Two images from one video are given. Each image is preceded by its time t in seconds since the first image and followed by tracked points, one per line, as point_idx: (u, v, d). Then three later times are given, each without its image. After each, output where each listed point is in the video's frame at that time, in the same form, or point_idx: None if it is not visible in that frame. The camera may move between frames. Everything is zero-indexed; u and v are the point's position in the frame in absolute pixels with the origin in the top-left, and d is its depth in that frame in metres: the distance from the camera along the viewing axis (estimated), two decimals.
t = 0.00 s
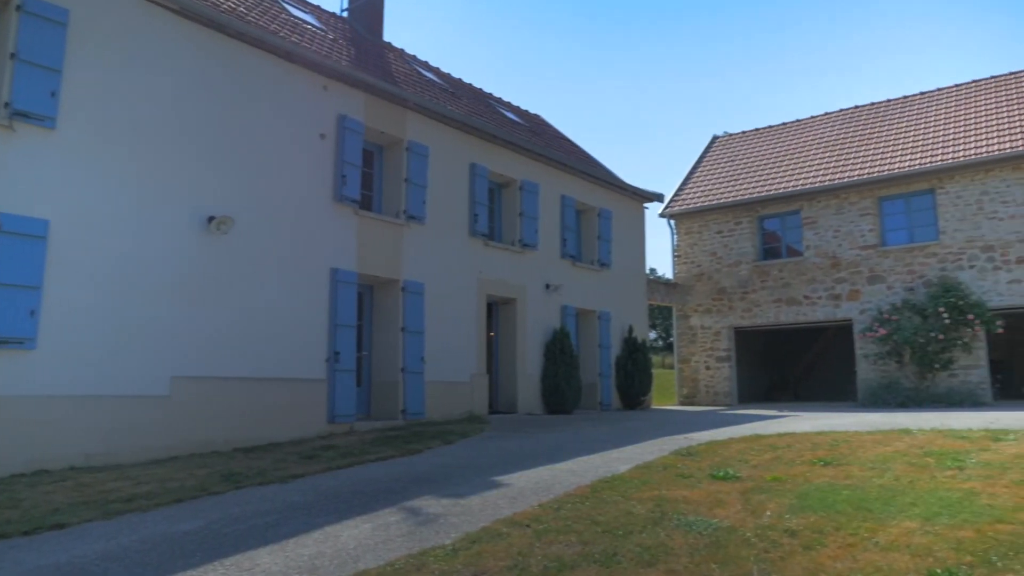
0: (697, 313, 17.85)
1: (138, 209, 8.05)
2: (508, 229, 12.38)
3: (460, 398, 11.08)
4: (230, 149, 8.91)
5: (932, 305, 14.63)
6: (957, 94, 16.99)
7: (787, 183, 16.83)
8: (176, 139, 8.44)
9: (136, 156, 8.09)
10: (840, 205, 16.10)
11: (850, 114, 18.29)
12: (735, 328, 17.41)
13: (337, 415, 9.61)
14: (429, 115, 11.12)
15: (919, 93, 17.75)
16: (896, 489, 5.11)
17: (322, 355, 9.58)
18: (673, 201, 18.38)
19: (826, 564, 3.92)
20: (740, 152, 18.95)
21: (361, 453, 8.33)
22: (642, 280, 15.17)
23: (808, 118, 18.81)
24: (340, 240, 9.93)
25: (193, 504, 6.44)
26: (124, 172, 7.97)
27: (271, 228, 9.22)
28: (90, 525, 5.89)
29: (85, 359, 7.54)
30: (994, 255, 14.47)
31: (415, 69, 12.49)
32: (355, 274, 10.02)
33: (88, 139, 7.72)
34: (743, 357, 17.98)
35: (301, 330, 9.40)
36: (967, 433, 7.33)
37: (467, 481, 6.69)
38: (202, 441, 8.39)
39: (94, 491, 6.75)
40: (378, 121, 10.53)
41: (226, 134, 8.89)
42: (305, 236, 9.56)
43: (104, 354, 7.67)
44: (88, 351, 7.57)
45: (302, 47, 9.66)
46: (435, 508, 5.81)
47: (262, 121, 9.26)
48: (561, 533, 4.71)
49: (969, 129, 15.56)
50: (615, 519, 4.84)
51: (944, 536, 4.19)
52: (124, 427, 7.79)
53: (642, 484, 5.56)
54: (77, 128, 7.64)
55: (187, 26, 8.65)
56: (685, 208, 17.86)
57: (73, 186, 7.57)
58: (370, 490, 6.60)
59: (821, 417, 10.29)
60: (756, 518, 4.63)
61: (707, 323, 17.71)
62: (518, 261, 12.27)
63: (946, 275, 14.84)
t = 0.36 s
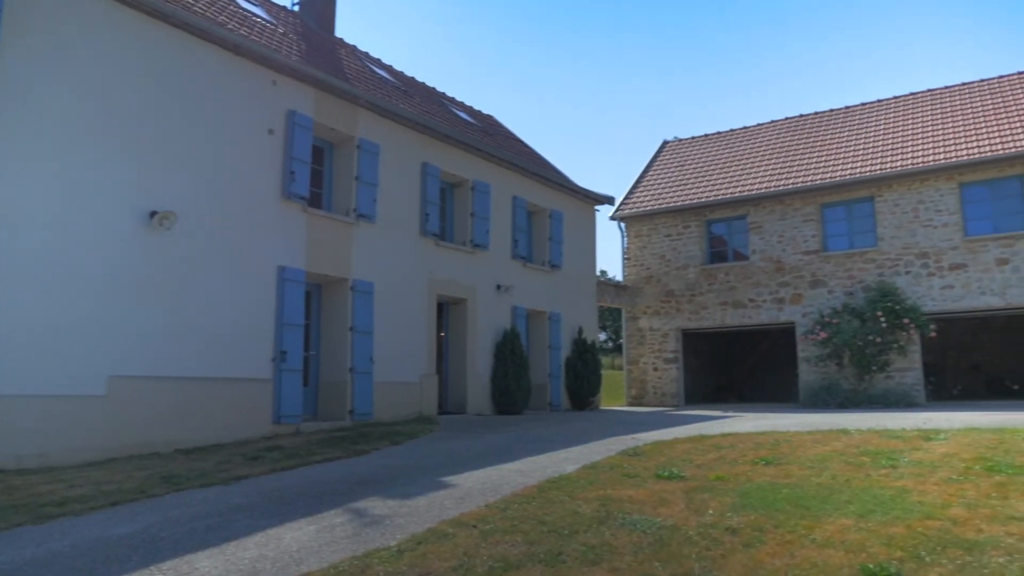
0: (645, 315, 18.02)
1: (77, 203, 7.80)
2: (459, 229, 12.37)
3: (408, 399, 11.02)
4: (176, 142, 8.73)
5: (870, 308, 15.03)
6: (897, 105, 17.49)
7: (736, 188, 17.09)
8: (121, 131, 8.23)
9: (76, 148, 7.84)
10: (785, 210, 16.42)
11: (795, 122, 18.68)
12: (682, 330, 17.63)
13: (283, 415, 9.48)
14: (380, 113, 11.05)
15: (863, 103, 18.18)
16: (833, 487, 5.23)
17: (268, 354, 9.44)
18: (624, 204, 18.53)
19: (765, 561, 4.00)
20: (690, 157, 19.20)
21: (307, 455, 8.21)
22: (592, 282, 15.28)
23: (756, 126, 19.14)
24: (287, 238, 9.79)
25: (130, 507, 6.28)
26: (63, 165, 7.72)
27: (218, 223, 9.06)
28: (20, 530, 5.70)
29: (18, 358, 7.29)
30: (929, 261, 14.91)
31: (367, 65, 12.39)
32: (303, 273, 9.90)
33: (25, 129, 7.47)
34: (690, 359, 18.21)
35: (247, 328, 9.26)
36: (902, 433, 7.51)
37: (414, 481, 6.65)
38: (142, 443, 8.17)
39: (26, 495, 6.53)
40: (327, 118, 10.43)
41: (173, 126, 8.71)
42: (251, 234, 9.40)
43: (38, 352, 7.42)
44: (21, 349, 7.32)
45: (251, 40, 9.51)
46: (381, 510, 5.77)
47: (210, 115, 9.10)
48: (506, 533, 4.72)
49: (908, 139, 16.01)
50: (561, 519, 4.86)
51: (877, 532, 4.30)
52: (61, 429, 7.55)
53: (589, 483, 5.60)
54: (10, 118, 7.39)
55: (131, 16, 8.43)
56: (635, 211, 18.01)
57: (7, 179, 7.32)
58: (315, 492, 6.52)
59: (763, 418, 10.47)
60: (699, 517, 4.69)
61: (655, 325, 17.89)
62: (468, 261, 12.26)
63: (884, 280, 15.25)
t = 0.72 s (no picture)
0: (596, 316, 18.12)
1: (16, 196, 7.55)
2: (411, 229, 12.30)
3: (357, 399, 10.93)
4: (122, 134, 8.53)
5: (814, 312, 15.28)
6: (841, 115, 17.90)
7: (686, 192, 17.30)
8: (65, 122, 8.01)
9: (16, 139, 7.59)
10: (732, 215, 16.68)
11: (744, 129, 19.00)
12: (632, 331, 17.79)
13: (228, 416, 9.33)
14: (331, 109, 10.94)
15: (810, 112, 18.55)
16: (775, 486, 5.33)
17: (213, 353, 9.27)
18: (576, 206, 18.62)
19: (707, 558, 4.05)
20: (642, 161, 19.38)
21: (252, 456, 8.08)
22: (544, 283, 15.33)
23: (707, 131, 19.40)
24: (234, 235, 9.63)
25: (66, 511, 6.11)
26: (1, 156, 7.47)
27: (164, 218, 8.87)
28: None
29: None
30: (869, 267, 15.29)
31: (319, 61, 12.26)
32: (251, 270, 9.76)
33: None
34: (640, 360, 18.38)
35: (193, 327, 9.08)
36: (841, 433, 7.66)
37: (361, 482, 6.59)
38: (82, 445, 7.96)
39: None
40: (277, 113, 10.30)
41: (119, 118, 8.50)
42: (198, 230, 9.22)
43: None
44: None
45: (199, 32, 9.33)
46: (327, 511, 5.71)
47: (157, 107, 8.91)
48: (453, 534, 4.71)
49: (852, 148, 16.39)
50: (508, 519, 4.87)
51: (815, 529, 4.39)
52: None
53: (537, 483, 5.61)
54: None
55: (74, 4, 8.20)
56: (587, 213, 18.12)
57: None
58: (259, 494, 6.42)
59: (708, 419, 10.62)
60: (644, 515, 4.74)
61: (605, 326, 18.01)
62: (420, 261, 12.21)
63: (826, 284, 15.60)
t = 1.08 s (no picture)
0: (548, 317, 18.17)
1: None
2: (362, 228, 12.19)
3: (305, 399, 10.79)
4: (65, 126, 8.28)
5: (761, 315, 15.54)
6: (789, 122, 18.23)
7: (638, 195, 17.45)
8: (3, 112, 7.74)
9: None
10: (683, 218, 16.87)
11: (695, 135, 19.24)
12: (583, 333, 17.88)
13: (171, 416, 9.14)
14: (281, 104, 10.79)
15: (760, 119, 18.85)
16: (720, 485, 5.39)
17: (156, 353, 9.06)
18: (530, 208, 18.65)
19: (653, 557, 4.08)
20: (596, 164, 19.50)
21: (195, 458, 7.91)
22: (496, 284, 15.33)
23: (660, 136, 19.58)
24: (179, 232, 9.43)
25: None
26: None
27: (106, 214, 8.64)
28: None
29: None
30: (813, 271, 15.59)
31: (270, 56, 12.08)
32: (196, 268, 9.56)
33: None
34: (591, 361, 18.48)
35: (135, 325, 8.86)
36: (784, 433, 7.79)
37: (307, 484, 6.49)
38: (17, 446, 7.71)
39: None
40: (225, 108, 10.12)
41: (61, 110, 8.25)
42: (141, 226, 9.00)
43: None
44: None
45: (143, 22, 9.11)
46: (272, 513, 5.62)
47: (101, 99, 8.68)
48: (400, 535, 4.67)
49: (800, 154, 16.70)
50: (456, 520, 4.84)
51: (757, 527, 4.45)
52: None
53: (487, 484, 5.60)
54: None
55: None
56: (540, 215, 18.16)
57: None
58: (202, 496, 6.29)
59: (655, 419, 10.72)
60: (591, 515, 4.75)
61: (557, 327, 18.08)
62: (371, 260, 12.10)
63: (773, 288, 15.86)
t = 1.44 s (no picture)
0: (504, 317, 18.17)
1: None
2: (317, 226, 12.05)
3: (256, 399, 10.62)
4: (13, 116, 8.03)
5: (712, 317, 15.70)
6: (743, 128, 18.49)
7: (595, 197, 17.53)
8: None
9: None
10: (638, 221, 17.00)
11: (651, 139, 19.40)
12: (539, 334, 17.92)
13: (116, 416, 8.93)
14: (233, 99, 10.61)
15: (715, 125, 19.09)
16: (670, 484, 5.42)
17: (101, 350, 8.85)
18: (487, 208, 18.62)
19: (602, 556, 4.09)
20: (553, 166, 19.54)
21: (141, 459, 7.73)
22: (452, 285, 15.27)
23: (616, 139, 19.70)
24: (126, 226, 9.22)
25: None
26: None
27: (54, 207, 8.41)
28: None
29: None
30: (764, 274, 15.83)
31: (224, 50, 11.88)
32: (144, 264, 9.37)
33: None
34: (547, 362, 18.52)
35: (80, 322, 8.63)
36: (733, 433, 7.86)
37: (257, 485, 6.38)
38: None
39: None
40: (175, 101, 9.93)
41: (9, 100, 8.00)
42: (88, 220, 8.78)
43: None
44: None
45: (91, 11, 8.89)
46: (219, 515, 5.51)
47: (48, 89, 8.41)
48: (350, 536, 4.61)
49: (753, 160, 16.94)
50: (407, 520, 4.80)
51: (705, 525, 4.49)
52: None
53: (439, 484, 5.56)
54: None
55: None
56: (497, 215, 18.13)
57: None
58: (146, 498, 6.15)
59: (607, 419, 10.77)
60: (543, 515, 4.75)
61: (513, 328, 18.08)
62: (325, 258, 11.97)
63: (725, 290, 16.05)
